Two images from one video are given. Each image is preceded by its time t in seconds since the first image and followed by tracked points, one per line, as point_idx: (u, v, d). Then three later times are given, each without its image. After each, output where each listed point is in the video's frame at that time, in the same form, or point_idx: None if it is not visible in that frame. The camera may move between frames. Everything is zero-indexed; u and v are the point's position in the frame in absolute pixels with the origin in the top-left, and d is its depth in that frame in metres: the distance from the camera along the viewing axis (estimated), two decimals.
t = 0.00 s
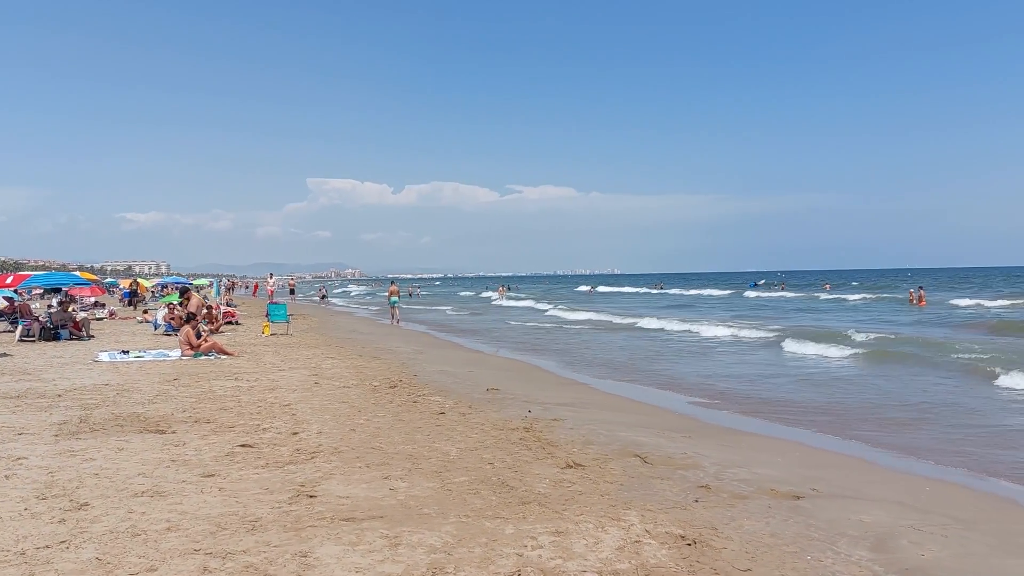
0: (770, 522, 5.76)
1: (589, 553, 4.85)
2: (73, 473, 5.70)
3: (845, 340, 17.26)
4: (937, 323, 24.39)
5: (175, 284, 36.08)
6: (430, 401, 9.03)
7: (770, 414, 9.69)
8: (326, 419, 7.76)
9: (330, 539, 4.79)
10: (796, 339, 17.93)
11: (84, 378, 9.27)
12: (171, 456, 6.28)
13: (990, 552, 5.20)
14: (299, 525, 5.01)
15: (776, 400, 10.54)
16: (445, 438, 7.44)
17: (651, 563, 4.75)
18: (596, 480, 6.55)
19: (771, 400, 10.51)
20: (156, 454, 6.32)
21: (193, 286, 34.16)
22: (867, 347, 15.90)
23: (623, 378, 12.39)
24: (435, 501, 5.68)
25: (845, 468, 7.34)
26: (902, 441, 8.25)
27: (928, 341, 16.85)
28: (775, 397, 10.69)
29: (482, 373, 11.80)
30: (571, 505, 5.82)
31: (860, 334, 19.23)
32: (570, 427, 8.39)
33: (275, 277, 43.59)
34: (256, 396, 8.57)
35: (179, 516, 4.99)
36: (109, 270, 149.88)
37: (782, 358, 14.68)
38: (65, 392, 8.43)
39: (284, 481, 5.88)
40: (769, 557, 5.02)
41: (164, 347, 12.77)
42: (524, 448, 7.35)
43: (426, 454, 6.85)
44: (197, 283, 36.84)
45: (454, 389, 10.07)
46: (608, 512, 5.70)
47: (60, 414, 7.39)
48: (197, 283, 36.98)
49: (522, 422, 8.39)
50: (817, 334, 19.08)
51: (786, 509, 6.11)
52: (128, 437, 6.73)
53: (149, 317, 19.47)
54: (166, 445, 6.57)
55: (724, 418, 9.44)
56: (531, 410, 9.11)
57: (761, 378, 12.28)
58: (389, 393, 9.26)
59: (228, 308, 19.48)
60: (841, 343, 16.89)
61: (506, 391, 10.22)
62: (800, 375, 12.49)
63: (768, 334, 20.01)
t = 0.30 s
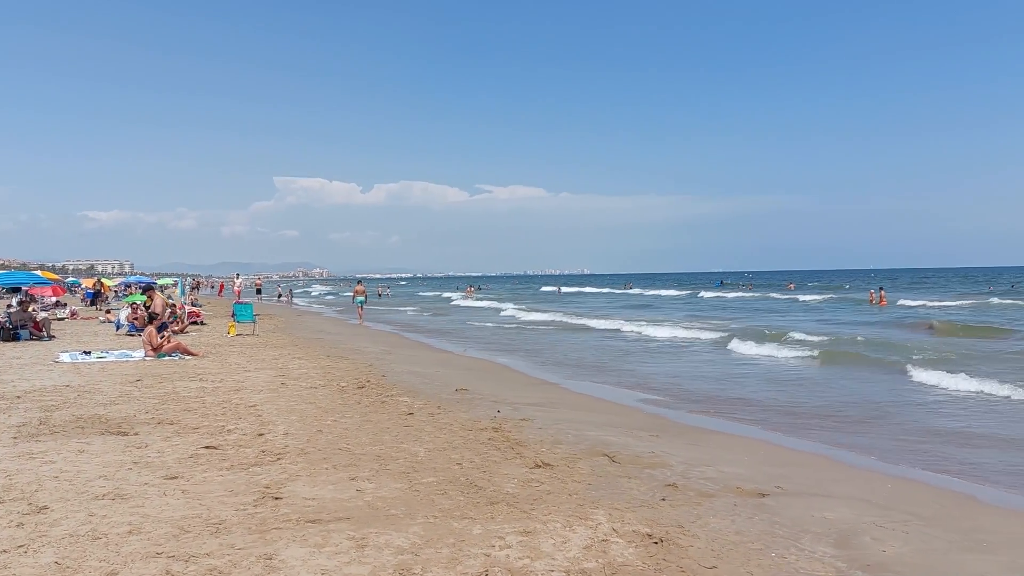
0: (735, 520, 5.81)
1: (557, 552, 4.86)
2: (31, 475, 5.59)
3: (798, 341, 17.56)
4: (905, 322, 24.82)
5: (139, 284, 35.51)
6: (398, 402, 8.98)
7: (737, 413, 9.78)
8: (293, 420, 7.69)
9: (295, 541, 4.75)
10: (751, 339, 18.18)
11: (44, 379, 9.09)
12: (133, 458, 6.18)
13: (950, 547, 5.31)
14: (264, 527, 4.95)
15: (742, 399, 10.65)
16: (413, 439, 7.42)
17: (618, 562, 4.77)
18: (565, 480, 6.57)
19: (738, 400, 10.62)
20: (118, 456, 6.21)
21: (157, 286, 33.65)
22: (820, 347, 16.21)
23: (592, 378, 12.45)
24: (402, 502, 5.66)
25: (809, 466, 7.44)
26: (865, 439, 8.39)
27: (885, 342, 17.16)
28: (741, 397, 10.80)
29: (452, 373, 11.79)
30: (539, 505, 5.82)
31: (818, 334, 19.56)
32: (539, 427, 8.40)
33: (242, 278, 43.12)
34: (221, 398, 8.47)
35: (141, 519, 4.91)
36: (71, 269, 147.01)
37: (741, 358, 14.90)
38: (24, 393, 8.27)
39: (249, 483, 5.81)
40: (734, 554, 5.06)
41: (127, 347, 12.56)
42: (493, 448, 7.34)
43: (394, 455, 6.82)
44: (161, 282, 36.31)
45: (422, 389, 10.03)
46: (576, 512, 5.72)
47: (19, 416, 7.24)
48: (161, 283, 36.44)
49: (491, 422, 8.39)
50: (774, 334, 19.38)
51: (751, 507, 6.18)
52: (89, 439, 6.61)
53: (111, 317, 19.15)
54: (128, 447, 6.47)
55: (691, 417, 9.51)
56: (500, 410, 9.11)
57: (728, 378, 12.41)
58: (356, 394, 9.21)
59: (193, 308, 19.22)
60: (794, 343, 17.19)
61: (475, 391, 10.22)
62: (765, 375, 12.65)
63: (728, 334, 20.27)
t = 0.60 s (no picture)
0: (704, 519, 5.86)
1: (527, 553, 4.86)
2: None
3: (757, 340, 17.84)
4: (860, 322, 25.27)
5: (104, 284, 34.88)
6: (368, 403, 8.93)
7: (708, 413, 9.86)
8: (261, 422, 7.62)
9: (263, 544, 4.70)
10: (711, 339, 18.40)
11: (5, 381, 8.90)
12: (97, 461, 6.08)
13: (914, 544, 5.40)
14: (231, 530, 4.90)
15: (712, 399, 10.74)
16: (383, 440, 7.38)
17: (588, 561, 4.78)
18: (536, 480, 6.58)
19: (707, 399, 10.70)
20: (81, 459, 6.10)
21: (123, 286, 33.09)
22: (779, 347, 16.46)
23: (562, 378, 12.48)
24: (372, 503, 5.62)
25: (776, 464, 7.53)
26: (831, 439, 8.50)
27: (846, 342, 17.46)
28: (710, 397, 10.89)
29: (422, 374, 11.74)
30: (510, 505, 5.82)
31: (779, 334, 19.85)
32: (510, 428, 8.40)
33: (210, 278, 42.59)
34: (187, 399, 8.36)
35: (105, 523, 4.83)
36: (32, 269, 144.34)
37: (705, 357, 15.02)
38: None
39: (216, 485, 5.74)
40: (703, 552, 5.11)
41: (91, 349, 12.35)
42: (463, 448, 7.33)
43: (364, 456, 6.78)
44: (127, 282, 35.78)
45: (393, 390, 9.98)
46: (546, 512, 5.73)
47: None
48: (127, 283, 35.86)
49: (462, 423, 8.37)
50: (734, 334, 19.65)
51: (721, 505, 6.23)
52: (51, 442, 6.49)
53: (75, 317, 18.81)
54: (92, 450, 6.36)
55: (660, 417, 9.57)
56: (471, 411, 9.10)
57: (698, 378, 12.51)
58: (325, 395, 9.15)
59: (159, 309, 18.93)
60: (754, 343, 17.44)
61: (445, 392, 10.19)
62: (733, 375, 12.77)
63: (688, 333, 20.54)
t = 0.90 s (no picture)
0: (674, 518, 5.90)
1: (498, 554, 4.85)
2: None
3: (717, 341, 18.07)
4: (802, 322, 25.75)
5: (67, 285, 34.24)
6: (338, 405, 8.87)
7: (677, 413, 9.92)
8: (229, 425, 7.53)
9: (230, 548, 4.65)
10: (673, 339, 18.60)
11: None
12: (60, 466, 5.96)
13: (879, 541, 5.47)
14: (197, 535, 4.83)
15: (682, 399, 10.81)
16: (352, 442, 7.33)
17: (558, 562, 4.79)
18: (507, 481, 6.57)
19: (677, 400, 10.78)
20: (43, 464, 5.99)
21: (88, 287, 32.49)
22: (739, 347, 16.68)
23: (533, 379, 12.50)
24: (341, 506, 5.58)
25: (745, 463, 7.60)
26: (799, 438, 8.61)
27: (808, 343, 17.73)
28: (680, 397, 10.96)
29: (393, 375, 11.69)
30: (481, 507, 5.81)
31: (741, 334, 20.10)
32: (481, 429, 8.38)
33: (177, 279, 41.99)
34: (153, 402, 8.23)
35: (68, 528, 4.74)
36: None
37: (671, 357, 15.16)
38: None
39: (182, 490, 5.66)
40: (672, 552, 5.13)
41: (54, 351, 12.10)
42: (434, 450, 7.31)
43: (334, 459, 6.73)
44: (93, 283, 35.15)
45: (363, 392, 9.92)
46: (517, 513, 5.73)
47: None
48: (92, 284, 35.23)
49: (433, 424, 8.35)
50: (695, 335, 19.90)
51: (690, 505, 6.28)
52: (13, 447, 6.35)
53: (38, 319, 18.43)
54: (55, 455, 6.23)
55: (630, 417, 9.62)
56: (442, 412, 9.07)
57: (667, 378, 12.60)
58: (295, 397, 9.06)
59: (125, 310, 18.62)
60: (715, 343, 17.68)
61: (416, 394, 10.16)
62: (702, 375, 12.90)
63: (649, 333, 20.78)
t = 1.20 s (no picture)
0: (649, 517, 5.93)
1: (473, 554, 4.85)
2: None
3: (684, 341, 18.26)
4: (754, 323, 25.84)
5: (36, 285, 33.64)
6: (312, 405, 8.81)
7: (652, 412, 9.96)
8: (201, 426, 7.45)
9: (202, 551, 4.59)
10: (642, 339, 18.78)
11: None
12: (28, 469, 5.86)
13: (851, 538, 5.54)
14: (168, 537, 4.78)
15: (657, 398, 10.86)
16: (326, 443, 7.28)
17: (533, 562, 4.79)
18: (482, 481, 6.57)
19: (652, 399, 10.82)
20: (11, 466, 5.88)
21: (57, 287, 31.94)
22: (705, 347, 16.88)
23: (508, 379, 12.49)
24: (315, 508, 5.54)
25: (719, 462, 7.66)
26: (772, 436, 8.69)
27: (775, 343, 17.96)
28: (655, 396, 11.01)
29: (368, 376, 11.62)
30: (456, 507, 5.80)
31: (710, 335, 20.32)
32: (456, 429, 8.37)
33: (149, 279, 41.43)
34: (124, 404, 8.12)
35: (36, 532, 4.66)
36: None
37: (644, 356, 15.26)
38: None
39: (153, 492, 5.59)
40: (647, 550, 5.16)
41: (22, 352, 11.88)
42: (409, 451, 7.28)
43: (307, 460, 6.68)
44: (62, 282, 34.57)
45: (337, 392, 9.85)
46: (492, 513, 5.73)
47: None
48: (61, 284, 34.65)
49: (408, 425, 8.32)
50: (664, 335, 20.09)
51: (664, 503, 6.31)
52: None
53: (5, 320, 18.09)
54: (22, 457, 6.13)
55: (605, 416, 9.64)
56: (417, 413, 9.04)
57: (642, 377, 12.65)
58: (268, 398, 8.99)
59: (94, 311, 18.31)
60: (683, 343, 17.85)
61: (391, 394, 10.12)
62: (675, 374, 12.97)
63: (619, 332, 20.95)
